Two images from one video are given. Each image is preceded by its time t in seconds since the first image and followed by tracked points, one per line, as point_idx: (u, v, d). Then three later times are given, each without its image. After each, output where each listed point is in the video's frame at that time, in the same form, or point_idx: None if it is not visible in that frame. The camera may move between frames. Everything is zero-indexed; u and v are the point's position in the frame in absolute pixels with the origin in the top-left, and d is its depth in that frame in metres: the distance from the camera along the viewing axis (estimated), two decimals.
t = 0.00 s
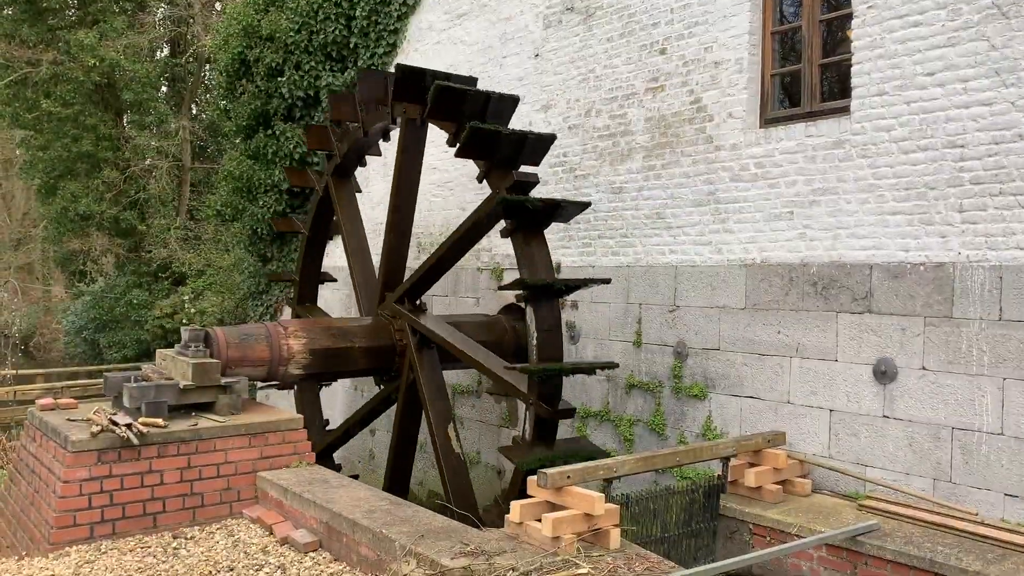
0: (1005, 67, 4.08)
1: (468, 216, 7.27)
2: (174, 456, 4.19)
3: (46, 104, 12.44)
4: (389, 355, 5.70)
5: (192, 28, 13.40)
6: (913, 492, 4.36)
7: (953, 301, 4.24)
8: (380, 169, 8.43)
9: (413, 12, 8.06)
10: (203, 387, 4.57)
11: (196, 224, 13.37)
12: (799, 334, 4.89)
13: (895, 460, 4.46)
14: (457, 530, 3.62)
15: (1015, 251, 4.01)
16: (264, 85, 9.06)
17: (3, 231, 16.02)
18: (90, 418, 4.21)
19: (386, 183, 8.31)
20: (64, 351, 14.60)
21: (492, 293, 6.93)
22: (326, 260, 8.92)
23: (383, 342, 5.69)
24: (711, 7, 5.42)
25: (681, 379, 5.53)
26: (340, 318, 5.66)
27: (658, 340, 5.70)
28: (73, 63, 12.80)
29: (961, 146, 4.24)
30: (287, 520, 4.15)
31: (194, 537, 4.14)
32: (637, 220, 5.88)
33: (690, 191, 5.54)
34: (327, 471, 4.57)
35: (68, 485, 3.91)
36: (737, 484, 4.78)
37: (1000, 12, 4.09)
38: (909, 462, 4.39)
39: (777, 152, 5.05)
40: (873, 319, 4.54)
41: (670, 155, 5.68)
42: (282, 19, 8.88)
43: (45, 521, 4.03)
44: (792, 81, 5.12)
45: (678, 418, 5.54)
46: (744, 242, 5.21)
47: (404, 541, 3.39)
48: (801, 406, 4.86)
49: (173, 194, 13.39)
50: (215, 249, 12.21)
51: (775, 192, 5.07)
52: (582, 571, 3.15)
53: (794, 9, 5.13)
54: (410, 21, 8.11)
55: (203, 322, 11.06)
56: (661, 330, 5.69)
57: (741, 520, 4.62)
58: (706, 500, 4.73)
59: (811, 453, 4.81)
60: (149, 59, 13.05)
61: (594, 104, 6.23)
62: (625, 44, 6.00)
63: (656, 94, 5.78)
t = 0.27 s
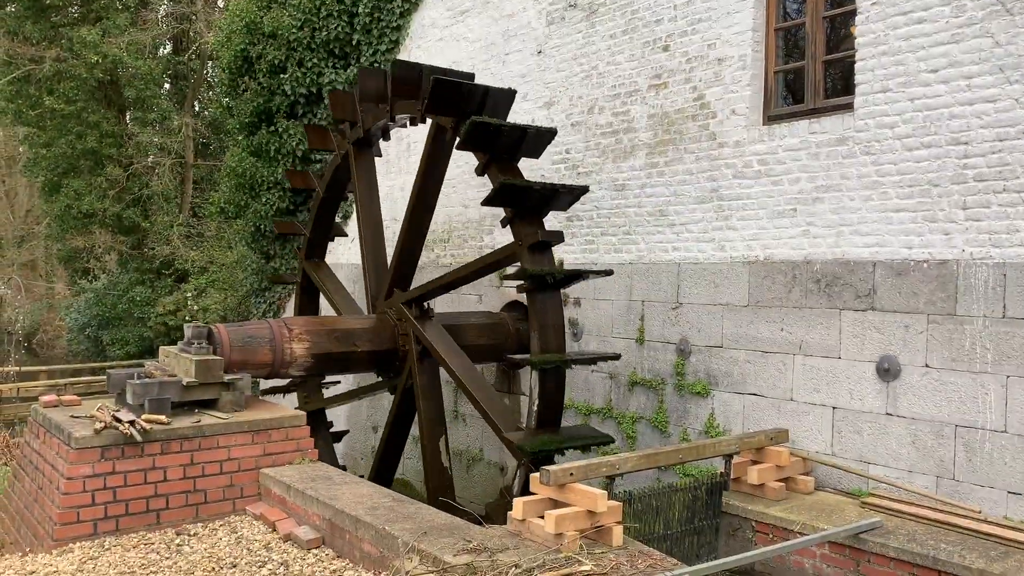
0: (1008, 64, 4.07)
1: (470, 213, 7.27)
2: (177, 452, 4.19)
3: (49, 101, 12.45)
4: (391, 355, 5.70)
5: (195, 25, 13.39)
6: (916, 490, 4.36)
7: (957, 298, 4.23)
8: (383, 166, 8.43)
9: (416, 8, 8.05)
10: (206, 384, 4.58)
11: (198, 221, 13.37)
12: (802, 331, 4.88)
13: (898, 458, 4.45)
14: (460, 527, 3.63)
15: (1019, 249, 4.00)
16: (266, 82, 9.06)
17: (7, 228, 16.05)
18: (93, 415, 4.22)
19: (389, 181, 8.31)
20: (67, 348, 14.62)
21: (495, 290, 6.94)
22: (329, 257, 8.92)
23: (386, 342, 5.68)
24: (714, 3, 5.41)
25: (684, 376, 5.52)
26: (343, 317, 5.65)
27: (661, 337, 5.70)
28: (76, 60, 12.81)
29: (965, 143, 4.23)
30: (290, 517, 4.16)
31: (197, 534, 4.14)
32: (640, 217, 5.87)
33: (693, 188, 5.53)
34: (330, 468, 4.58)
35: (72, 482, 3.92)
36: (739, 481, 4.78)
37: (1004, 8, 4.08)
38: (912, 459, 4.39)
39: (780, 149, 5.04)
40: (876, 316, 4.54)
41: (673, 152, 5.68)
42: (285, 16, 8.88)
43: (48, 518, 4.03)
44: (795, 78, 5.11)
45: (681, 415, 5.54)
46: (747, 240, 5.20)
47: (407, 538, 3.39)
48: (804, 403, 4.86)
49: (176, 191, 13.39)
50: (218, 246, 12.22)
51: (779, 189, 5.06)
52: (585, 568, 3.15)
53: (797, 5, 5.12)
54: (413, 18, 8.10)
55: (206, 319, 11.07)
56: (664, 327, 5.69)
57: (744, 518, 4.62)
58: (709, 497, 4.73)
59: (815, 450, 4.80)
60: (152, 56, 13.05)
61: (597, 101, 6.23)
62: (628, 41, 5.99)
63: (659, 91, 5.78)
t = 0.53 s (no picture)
0: (1011, 62, 4.06)
1: (472, 212, 7.27)
2: (180, 451, 4.20)
3: (52, 100, 12.47)
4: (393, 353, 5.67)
5: (197, 23, 13.38)
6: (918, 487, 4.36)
7: (959, 295, 4.22)
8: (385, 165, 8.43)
9: (418, 7, 8.05)
10: (209, 382, 4.59)
11: (201, 219, 13.38)
12: (804, 329, 4.88)
13: (901, 455, 4.45)
14: (462, 524, 3.63)
15: (1021, 246, 4.00)
16: (268, 80, 9.06)
17: (10, 227, 16.09)
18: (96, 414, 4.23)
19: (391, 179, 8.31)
20: (70, 347, 14.65)
21: (497, 288, 6.94)
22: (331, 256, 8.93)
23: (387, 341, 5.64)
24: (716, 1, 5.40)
25: (686, 374, 5.52)
26: (346, 317, 5.62)
27: (663, 335, 5.70)
28: (79, 58, 12.83)
29: (967, 140, 4.23)
30: (292, 515, 4.17)
31: (200, 532, 4.15)
32: (642, 215, 5.87)
33: (695, 186, 5.53)
34: (332, 466, 4.58)
35: (75, 480, 3.93)
36: (742, 479, 4.79)
37: (1006, 6, 4.08)
38: (914, 457, 4.38)
39: (782, 147, 5.04)
40: (879, 313, 4.53)
41: (675, 149, 5.67)
42: (287, 15, 8.89)
43: (52, 515, 4.05)
44: (798, 75, 5.10)
45: (683, 413, 5.53)
46: (749, 237, 5.20)
47: (409, 536, 3.40)
48: (806, 401, 4.85)
49: (178, 189, 13.40)
50: (220, 245, 12.24)
51: (781, 187, 5.06)
52: (587, 565, 3.15)
53: (800, 3, 5.11)
54: (415, 16, 8.10)
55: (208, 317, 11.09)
56: (666, 325, 5.69)
57: (746, 515, 4.62)
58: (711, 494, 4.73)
59: (817, 448, 4.80)
60: (154, 55, 13.06)
61: (599, 99, 6.23)
62: (630, 39, 5.99)
63: (661, 88, 5.77)
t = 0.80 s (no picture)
0: (1013, 60, 4.06)
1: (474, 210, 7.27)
2: (182, 449, 4.21)
3: (54, 99, 12.49)
4: (396, 352, 5.67)
5: (198, 22, 13.38)
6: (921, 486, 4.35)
7: (961, 293, 4.22)
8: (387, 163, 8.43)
9: (419, 5, 8.04)
10: (211, 381, 4.60)
11: (203, 219, 13.39)
12: (806, 327, 4.88)
13: (903, 454, 4.44)
14: (464, 523, 3.63)
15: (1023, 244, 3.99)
16: (270, 79, 9.06)
17: (12, 227, 16.13)
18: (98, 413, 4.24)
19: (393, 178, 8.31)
20: (72, 346, 14.66)
21: (499, 287, 6.94)
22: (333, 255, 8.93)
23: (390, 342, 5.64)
24: None
25: (688, 372, 5.52)
26: (349, 318, 5.58)
27: (665, 334, 5.70)
28: (80, 58, 12.84)
29: (970, 138, 4.22)
30: (294, 514, 4.17)
31: (202, 531, 4.16)
32: (643, 214, 5.87)
33: (697, 184, 5.52)
34: (334, 465, 4.59)
35: (77, 479, 3.94)
36: (744, 477, 4.79)
37: (1009, 3, 4.07)
38: (916, 455, 4.38)
39: (784, 145, 5.03)
40: (881, 312, 4.53)
41: (676, 148, 5.67)
42: (289, 14, 8.89)
43: (54, 515, 4.05)
44: (799, 73, 5.10)
45: (685, 411, 5.53)
46: (751, 236, 5.19)
47: (412, 534, 3.40)
48: (808, 399, 4.85)
49: (180, 188, 13.41)
50: (222, 244, 12.24)
51: (783, 185, 5.05)
52: (589, 564, 3.15)
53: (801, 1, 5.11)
54: (416, 15, 8.09)
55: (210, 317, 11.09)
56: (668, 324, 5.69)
57: (748, 514, 4.63)
58: (713, 492, 4.73)
59: (819, 446, 4.79)
60: (156, 54, 13.06)
61: (601, 97, 6.22)
62: (632, 37, 5.99)
63: (663, 87, 5.77)
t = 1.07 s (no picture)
0: (1015, 58, 4.05)
1: (475, 209, 7.26)
2: (184, 448, 4.21)
3: (55, 98, 12.50)
4: (397, 352, 5.67)
5: (199, 21, 13.38)
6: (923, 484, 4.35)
7: (962, 291, 4.21)
8: (388, 162, 8.43)
9: (420, 4, 8.04)
10: (212, 379, 4.60)
11: (204, 218, 13.38)
12: (807, 326, 4.88)
13: (905, 452, 4.44)
14: (466, 521, 3.63)
15: None
16: (270, 78, 9.06)
17: (14, 226, 16.17)
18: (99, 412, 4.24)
19: (393, 177, 8.31)
20: (73, 345, 14.66)
21: (499, 286, 6.94)
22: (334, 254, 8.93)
23: (391, 343, 5.64)
24: None
25: (689, 371, 5.53)
26: (352, 322, 5.57)
27: (665, 332, 5.70)
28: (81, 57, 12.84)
29: (971, 136, 4.22)
30: (296, 513, 4.18)
31: (203, 529, 4.16)
32: (644, 212, 5.87)
33: (698, 182, 5.52)
34: (336, 464, 4.59)
35: (79, 478, 3.94)
36: (745, 475, 4.79)
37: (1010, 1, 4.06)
38: (918, 453, 4.38)
39: (785, 143, 5.03)
40: (882, 310, 4.53)
41: (677, 147, 5.67)
42: (289, 13, 8.89)
43: (55, 513, 4.06)
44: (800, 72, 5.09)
45: (686, 409, 5.53)
46: (752, 234, 5.19)
47: (413, 533, 3.40)
48: (809, 398, 4.85)
49: (181, 187, 13.41)
50: (223, 243, 12.25)
51: (784, 183, 5.05)
52: (590, 562, 3.15)
53: None
54: (417, 14, 8.09)
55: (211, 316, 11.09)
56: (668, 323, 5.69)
57: (750, 512, 4.63)
58: (715, 490, 4.73)
59: (820, 444, 4.80)
60: (157, 53, 13.06)
61: (601, 96, 6.22)
62: (632, 36, 5.98)
63: (663, 85, 5.76)
